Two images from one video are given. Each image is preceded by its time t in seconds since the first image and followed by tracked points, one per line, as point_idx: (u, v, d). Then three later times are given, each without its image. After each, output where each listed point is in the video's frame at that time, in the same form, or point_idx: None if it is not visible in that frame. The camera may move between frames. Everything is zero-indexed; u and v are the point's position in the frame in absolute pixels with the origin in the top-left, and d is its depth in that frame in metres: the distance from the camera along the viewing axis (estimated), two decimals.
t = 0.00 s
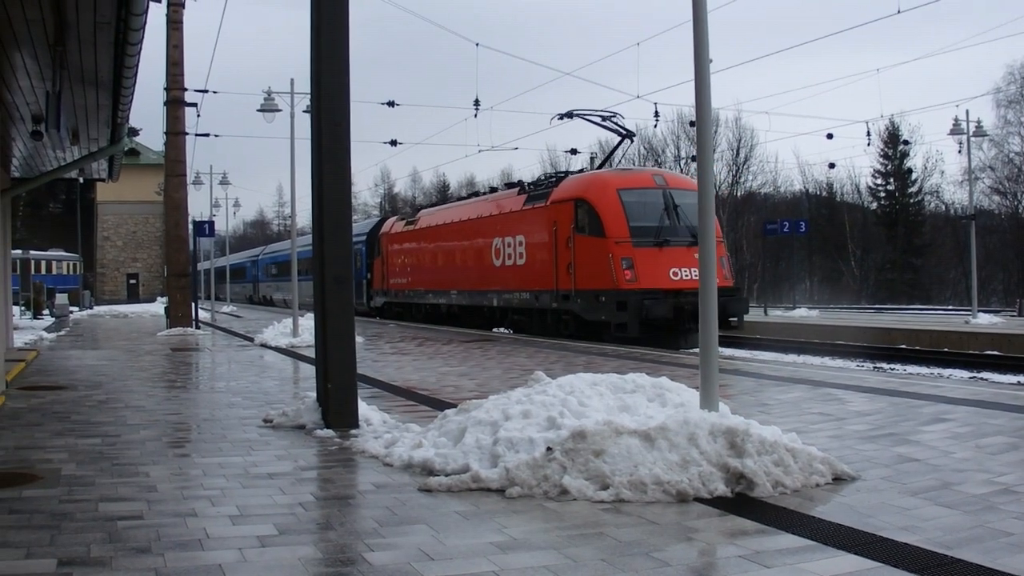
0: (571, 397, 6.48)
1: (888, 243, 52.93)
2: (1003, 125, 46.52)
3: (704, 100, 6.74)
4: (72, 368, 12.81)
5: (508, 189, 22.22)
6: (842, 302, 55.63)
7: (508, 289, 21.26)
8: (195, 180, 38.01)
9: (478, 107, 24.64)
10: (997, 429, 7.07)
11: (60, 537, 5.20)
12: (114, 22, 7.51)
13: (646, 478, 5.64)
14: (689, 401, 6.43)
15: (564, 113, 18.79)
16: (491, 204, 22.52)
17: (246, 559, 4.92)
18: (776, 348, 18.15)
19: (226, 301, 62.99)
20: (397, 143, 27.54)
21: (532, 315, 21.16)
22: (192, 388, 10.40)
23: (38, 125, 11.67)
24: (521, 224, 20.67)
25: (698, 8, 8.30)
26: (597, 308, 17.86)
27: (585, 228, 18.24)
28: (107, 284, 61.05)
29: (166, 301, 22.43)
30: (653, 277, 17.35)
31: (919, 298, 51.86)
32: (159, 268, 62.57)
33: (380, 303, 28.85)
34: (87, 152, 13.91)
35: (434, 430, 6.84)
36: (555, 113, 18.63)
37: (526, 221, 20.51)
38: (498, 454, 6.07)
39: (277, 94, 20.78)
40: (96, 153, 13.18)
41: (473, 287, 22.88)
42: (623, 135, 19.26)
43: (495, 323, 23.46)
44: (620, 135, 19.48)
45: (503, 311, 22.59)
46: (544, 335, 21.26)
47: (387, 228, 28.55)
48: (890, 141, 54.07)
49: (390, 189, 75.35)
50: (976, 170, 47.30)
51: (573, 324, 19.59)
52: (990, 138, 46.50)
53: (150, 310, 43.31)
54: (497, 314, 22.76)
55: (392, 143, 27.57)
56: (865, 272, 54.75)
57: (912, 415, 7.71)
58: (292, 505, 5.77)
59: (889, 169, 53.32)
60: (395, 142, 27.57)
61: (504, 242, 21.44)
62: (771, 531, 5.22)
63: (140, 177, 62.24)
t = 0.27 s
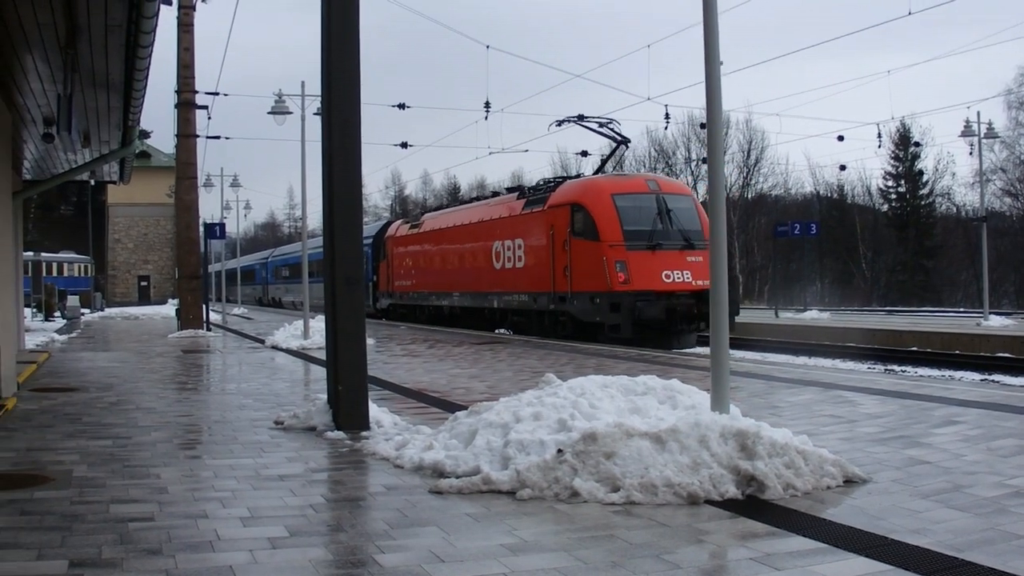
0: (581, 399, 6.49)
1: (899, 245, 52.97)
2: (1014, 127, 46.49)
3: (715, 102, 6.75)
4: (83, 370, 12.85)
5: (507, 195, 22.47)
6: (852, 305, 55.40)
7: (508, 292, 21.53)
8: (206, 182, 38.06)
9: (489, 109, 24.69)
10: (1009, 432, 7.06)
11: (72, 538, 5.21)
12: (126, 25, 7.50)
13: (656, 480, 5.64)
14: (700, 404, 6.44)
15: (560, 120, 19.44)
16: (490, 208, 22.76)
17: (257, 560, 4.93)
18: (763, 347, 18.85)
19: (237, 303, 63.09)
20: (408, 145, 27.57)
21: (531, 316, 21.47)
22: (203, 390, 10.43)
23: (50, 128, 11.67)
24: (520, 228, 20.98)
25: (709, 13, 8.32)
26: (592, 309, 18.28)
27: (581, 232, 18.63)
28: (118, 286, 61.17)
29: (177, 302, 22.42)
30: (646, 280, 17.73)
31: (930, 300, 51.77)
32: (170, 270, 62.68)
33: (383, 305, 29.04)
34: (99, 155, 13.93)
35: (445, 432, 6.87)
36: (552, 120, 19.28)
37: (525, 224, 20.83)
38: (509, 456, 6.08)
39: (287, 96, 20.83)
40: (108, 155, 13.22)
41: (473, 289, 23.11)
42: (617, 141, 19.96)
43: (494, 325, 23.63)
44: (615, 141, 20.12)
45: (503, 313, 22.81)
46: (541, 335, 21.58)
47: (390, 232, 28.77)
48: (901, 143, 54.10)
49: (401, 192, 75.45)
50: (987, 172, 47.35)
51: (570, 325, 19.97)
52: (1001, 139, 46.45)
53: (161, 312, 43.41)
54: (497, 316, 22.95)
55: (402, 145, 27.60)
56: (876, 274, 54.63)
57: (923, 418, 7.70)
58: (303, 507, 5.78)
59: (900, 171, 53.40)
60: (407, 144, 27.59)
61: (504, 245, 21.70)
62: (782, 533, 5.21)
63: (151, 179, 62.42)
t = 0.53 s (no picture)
0: (592, 401, 6.50)
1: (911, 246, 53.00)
2: None
3: (727, 102, 6.74)
4: (94, 372, 12.86)
5: (506, 199, 22.59)
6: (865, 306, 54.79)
7: (507, 293, 21.66)
8: (217, 184, 38.07)
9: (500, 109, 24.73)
10: (1021, 433, 7.04)
11: (83, 539, 5.22)
12: (137, 27, 7.51)
13: (667, 482, 5.65)
14: (711, 404, 6.45)
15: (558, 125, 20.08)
16: (490, 212, 22.86)
17: (268, 561, 4.94)
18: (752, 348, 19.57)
19: (248, 304, 63.16)
20: (419, 147, 27.61)
21: (529, 317, 21.61)
22: (214, 391, 10.46)
23: (61, 131, 11.72)
24: (519, 230, 21.12)
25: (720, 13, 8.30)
26: (588, 310, 18.52)
27: (577, 235, 18.86)
28: (130, 287, 61.27)
29: (188, 304, 22.44)
30: (640, 281, 18.03)
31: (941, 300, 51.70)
32: (182, 271, 62.65)
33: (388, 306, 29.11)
34: (110, 156, 13.93)
35: (456, 434, 6.89)
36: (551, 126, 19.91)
37: (524, 227, 20.98)
38: (520, 458, 6.09)
39: (298, 98, 20.87)
40: (119, 157, 13.22)
41: (474, 291, 23.20)
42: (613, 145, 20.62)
43: (494, 326, 23.69)
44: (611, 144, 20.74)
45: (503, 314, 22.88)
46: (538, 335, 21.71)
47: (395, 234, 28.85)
48: (912, 144, 54.22)
49: (412, 193, 75.44)
50: (999, 173, 47.43)
51: (566, 326, 20.16)
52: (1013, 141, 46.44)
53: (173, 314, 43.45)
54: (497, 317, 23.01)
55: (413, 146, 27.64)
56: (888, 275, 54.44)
57: (935, 419, 7.69)
58: (314, 508, 5.79)
59: (911, 171, 53.48)
60: (417, 146, 27.64)
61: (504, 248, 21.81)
62: (793, 535, 5.21)
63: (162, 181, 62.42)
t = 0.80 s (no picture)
0: (605, 401, 6.51)
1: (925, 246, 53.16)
2: None
3: (740, 102, 6.75)
4: (107, 371, 12.87)
5: (506, 203, 22.66)
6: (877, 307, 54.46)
7: (509, 294, 21.73)
8: (229, 184, 38.09)
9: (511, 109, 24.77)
10: None
11: (96, 538, 5.24)
12: (149, 28, 7.53)
13: (680, 481, 5.65)
14: (723, 404, 6.45)
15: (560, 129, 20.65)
16: (493, 213, 22.93)
17: (280, 560, 4.94)
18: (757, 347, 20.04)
19: (260, 304, 63.27)
20: (430, 148, 27.65)
21: (530, 316, 21.69)
22: (226, 391, 10.49)
23: (74, 131, 11.75)
24: (520, 231, 21.20)
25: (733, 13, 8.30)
26: (585, 309, 18.66)
27: (575, 236, 19.00)
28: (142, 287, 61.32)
29: (200, 304, 22.49)
30: (635, 281, 18.18)
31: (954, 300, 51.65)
32: (194, 271, 62.60)
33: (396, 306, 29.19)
34: (123, 156, 13.96)
35: (468, 433, 6.90)
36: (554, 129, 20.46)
37: (524, 228, 21.07)
38: (532, 457, 6.10)
39: (311, 98, 20.87)
40: (131, 157, 13.23)
41: (477, 291, 23.26)
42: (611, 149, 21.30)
43: (497, 326, 23.73)
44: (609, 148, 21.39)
45: (505, 313, 22.93)
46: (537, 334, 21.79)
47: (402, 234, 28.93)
48: (925, 143, 54.48)
49: (425, 193, 75.60)
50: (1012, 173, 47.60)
51: (564, 325, 20.27)
52: None
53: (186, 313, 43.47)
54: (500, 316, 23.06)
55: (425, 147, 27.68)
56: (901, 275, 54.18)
57: (949, 419, 7.68)
58: (327, 508, 5.79)
59: (924, 172, 53.81)
60: (429, 146, 27.69)
61: (505, 249, 21.88)
62: (806, 535, 5.20)
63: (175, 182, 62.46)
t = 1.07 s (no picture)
0: (616, 401, 6.52)
1: (936, 246, 53.27)
2: None
3: (751, 102, 6.76)
4: (119, 372, 12.92)
5: (507, 205, 22.67)
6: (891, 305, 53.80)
7: (509, 294, 21.76)
8: (241, 184, 38.16)
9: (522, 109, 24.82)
10: None
11: (108, 538, 5.25)
12: (160, 28, 7.55)
13: (691, 482, 5.65)
14: (734, 405, 6.46)
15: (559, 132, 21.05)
16: (495, 215, 22.95)
17: (292, 561, 4.95)
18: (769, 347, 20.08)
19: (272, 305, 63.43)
20: (441, 148, 27.70)
21: (531, 316, 21.73)
22: (238, 391, 10.52)
23: (85, 132, 11.78)
24: (521, 233, 21.24)
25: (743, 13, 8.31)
26: (583, 309, 18.72)
27: (572, 238, 19.07)
28: (155, 288, 61.63)
29: (212, 304, 22.60)
30: (631, 282, 18.22)
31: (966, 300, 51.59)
32: (206, 272, 62.96)
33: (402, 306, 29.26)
34: (134, 158, 14.00)
35: (479, 434, 6.92)
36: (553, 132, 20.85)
37: (524, 230, 21.11)
38: (544, 458, 6.11)
39: (322, 98, 20.87)
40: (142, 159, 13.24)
41: (480, 292, 23.29)
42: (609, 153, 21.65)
43: (499, 326, 23.74)
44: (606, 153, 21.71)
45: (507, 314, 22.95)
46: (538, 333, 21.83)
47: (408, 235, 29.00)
48: (936, 144, 54.65)
49: (436, 194, 75.86)
50: None
51: (564, 325, 20.32)
52: None
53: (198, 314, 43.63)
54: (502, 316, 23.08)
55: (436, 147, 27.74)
56: (914, 275, 54.02)
57: (960, 419, 7.68)
58: (338, 508, 5.80)
59: (937, 171, 54.22)
60: (440, 147, 27.73)
61: (507, 250, 21.91)
62: (817, 536, 5.19)
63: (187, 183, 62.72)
